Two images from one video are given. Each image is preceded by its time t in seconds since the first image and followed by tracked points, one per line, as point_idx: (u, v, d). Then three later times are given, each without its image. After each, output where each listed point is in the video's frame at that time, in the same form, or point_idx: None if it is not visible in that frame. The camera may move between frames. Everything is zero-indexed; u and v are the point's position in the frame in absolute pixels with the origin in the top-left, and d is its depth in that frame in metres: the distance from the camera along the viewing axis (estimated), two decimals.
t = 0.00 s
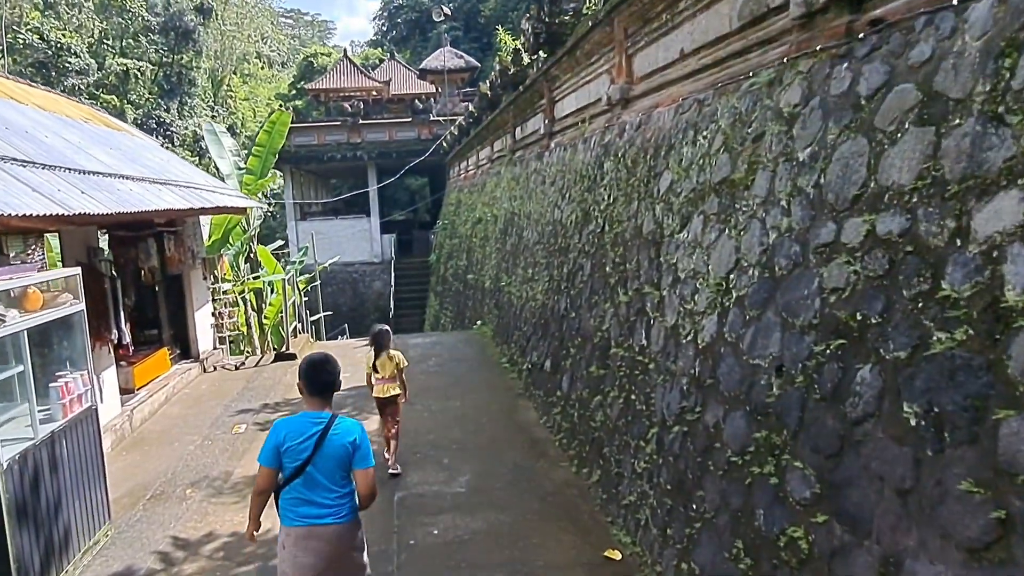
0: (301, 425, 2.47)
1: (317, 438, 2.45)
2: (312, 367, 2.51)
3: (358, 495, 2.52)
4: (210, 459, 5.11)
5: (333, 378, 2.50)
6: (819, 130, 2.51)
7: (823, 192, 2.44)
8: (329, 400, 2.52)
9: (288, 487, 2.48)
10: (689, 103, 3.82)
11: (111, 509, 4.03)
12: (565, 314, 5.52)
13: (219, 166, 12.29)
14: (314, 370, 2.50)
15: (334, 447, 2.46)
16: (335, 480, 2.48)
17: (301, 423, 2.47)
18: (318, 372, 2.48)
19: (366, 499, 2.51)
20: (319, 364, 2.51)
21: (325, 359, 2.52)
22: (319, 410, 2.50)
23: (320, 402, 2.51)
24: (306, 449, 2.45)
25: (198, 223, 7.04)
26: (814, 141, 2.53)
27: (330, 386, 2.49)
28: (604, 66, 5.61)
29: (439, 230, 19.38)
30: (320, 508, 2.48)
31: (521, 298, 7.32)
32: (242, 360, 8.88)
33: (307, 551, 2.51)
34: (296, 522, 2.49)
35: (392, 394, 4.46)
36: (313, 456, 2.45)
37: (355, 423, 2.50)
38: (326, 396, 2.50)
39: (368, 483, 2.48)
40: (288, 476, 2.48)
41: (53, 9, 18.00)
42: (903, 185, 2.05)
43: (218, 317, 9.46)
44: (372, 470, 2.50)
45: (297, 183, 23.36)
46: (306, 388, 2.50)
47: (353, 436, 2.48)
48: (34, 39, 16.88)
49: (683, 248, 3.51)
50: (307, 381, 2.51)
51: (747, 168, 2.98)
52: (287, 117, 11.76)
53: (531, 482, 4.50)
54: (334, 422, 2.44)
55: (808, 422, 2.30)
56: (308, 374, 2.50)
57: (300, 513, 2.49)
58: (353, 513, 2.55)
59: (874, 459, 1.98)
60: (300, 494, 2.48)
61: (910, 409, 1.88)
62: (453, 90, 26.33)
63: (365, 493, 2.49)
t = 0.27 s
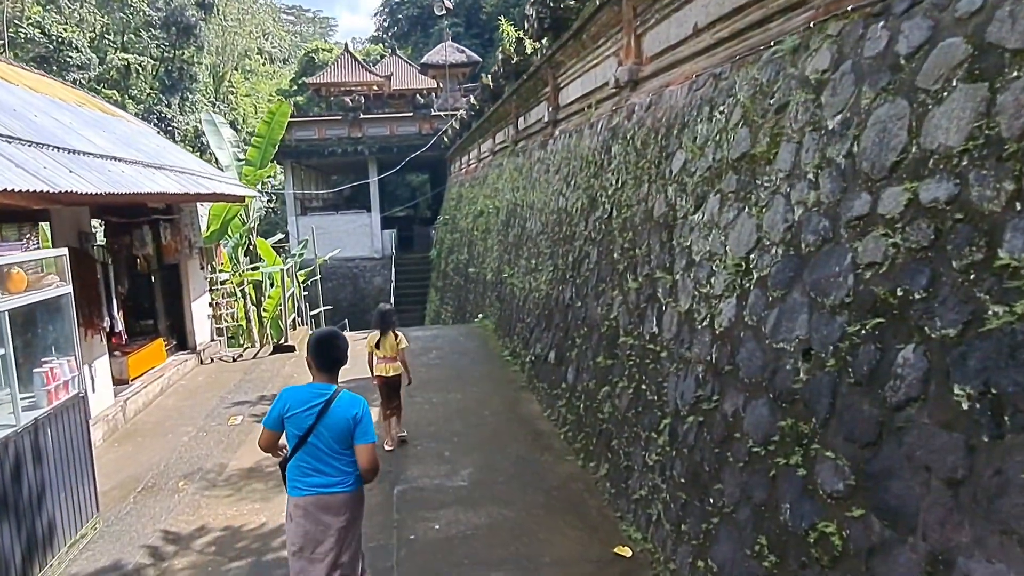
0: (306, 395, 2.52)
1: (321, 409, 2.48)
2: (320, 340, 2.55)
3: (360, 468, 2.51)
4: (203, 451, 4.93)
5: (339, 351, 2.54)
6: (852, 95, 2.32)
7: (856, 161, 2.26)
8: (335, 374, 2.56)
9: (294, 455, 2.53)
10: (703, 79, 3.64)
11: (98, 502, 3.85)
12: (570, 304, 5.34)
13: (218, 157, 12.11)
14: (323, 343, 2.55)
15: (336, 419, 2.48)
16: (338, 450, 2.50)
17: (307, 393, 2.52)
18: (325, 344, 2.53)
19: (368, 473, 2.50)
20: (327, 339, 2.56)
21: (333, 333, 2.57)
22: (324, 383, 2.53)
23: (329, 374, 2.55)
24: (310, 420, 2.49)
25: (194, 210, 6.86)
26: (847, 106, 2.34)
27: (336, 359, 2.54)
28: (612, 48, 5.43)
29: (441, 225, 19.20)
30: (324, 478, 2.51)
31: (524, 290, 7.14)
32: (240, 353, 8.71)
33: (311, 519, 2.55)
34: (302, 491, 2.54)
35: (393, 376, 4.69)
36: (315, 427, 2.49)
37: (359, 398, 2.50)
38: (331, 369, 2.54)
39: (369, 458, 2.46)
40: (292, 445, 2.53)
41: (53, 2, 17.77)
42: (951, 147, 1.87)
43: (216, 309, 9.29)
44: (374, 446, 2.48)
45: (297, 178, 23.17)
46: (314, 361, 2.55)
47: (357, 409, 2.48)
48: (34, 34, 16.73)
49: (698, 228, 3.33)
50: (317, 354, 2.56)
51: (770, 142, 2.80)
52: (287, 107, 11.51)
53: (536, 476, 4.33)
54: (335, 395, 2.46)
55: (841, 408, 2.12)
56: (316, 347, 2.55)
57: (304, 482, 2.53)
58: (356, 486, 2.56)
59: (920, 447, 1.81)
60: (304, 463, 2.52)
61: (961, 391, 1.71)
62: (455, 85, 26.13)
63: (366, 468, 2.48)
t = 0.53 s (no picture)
0: (321, 371, 2.62)
1: (336, 383, 2.59)
2: (331, 319, 2.66)
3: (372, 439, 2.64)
4: (205, 451, 4.81)
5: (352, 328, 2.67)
6: (892, 77, 2.19)
7: (897, 147, 2.12)
8: (346, 351, 2.68)
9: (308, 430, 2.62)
10: (723, 66, 3.50)
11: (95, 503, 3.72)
12: (581, 300, 5.21)
13: (221, 152, 11.97)
14: (334, 322, 2.66)
15: (351, 393, 2.59)
16: (352, 423, 2.61)
17: (320, 370, 2.61)
18: (338, 323, 2.65)
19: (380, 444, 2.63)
20: (338, 318, 2.67)
21: (343, 312, 2.69)
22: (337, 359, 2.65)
23: (338, 352, 2.66)
24: (326, 395, 2.59)
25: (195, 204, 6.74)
26: (886, 90, 2.21)
27: (348, 337, 2.66)
28: (624, 38, 5.29)
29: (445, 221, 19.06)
30: (337, 451, 2.61)
31: (532, 286, 7.02)
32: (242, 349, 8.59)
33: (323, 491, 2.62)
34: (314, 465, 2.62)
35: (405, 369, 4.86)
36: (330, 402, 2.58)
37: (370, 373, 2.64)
38: (343, 346, 2.67)
39: (384, 428, 2.60)
40: (307, 420, 2.61)
41: None
42: (1007, 130, 1.74)
43: (218, 305, 9.17)
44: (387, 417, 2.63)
45: (300, 174, 23.04)
46: (326, 339, 2.66)
47: (370, 383, 2.62)
48: (36, 29, 16.59)
49: (719, 221, 3.20)
50: (327, 332, 2.67)
51: (799, 129, 2.66)
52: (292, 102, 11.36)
53: (547, 477, 4.21)
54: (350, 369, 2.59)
55: (882, 410, 2.00)
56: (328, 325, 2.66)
57: (317, 456, 2.61)
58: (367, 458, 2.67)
59: (974, 453, 1.69)
60: (319, 437, 2.60)
61: (1023, 393, 1.58)
62: (459, 80, 25.97)
63: (380, 439, 2.61)
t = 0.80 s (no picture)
0: (315, 344, 2.60)
1: (330, 355, 2.58)
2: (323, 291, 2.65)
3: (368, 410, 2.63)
4: (199, 442, 4.68)
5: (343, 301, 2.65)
6: (923, 36, 2.07)
7: (930, 109, 2.00)
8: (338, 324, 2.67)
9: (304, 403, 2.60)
10: (734, 40, 3.37)
11: (86, 493, 3.59)
12: (583, 287, 5.09)
13: (216, 143, 11.79)
14: (326, 295, 2.65)
15: (345, 364, 2.58)
16: (348, 395, 2.60)
17: (314, 342, 2.61)
18: (330, 295, 2.63)
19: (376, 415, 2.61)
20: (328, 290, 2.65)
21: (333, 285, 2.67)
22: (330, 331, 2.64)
23: (332, 325, 2.66)
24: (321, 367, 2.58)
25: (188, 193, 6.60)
26: (917, 50, 2.08)
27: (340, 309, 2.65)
28: (627, 19, 5.15)
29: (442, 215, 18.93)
30: (333, 422, 2.60)
31: (532, 275, 6.89)
32: (238, 342, 8.45)
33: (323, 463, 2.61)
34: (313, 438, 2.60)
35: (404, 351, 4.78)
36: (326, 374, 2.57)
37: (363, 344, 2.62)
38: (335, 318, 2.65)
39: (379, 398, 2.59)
40: (304, 392, 2.60)
41: None
42: None
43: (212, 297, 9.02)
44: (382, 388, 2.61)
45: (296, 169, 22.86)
46: (319, 312, 2.65)
47: (363, 355, 2.60)
48: (30, 25, 16.39)
49: (732, 199, 3.07)
50: (320, 305, 2.66)
51: (819, 98, 2.54)
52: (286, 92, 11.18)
53: (551, 467, 4.08)
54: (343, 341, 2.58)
55: (918, 386, 1.88)
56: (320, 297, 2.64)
57: (315, 428, 2.60)
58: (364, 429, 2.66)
59: None
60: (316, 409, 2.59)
61: None
62: (455, 75, 25.80)
63: (376, 409, 2.59)
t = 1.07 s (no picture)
0: (324, 328, 2.72)
1: (336, 340, 2.68)
2: (336, 279, 2.75)
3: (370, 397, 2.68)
4: (203, 445, 4.56)
5: (354, 289, 2.74)
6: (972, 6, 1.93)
7: (981, 85, 1.86)
8: (348, 311, 2.76)
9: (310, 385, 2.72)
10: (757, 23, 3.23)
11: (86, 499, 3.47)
12: (598, 285, 4.95)
13: (222, 143, 11.69)
14: (338, 282, 2.74)
15: (350, 349, 2.68)
16: (351, 379, 2.68)
17: (324, 327, 2.72)
18: (341, 283, 2.73)
19: (377, 401, 2.67)
20: (340, 278, 2.74)
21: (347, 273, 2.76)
22: (339, 317, 2.74)
23: (342, 311, 2.75)
24: (327, 351, 2.69)
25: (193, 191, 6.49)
26: (965, 22, 1.94)
27: (351, 297, 2.74)
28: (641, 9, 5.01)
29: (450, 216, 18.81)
30: (335, 405, 2.68)
31: (543, 274, 6.76)
32: (244, 343, 8.34)
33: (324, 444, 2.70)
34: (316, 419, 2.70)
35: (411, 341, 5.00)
36: (331, 357, 2.68)
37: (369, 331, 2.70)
38: (345, 306, 2.75)
39: (378, 385, 2.64)
40: (310, 375, 2.72)
41: None
42: None
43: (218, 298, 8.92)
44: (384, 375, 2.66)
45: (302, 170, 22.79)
46: (330, 298, 2.76)
47: (368, 341, 2.68)
48: (37, 29, 16.38)
49: (758, 188, 2.93)
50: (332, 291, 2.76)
51: (854, 79, 2.40)
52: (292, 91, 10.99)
53: (567, 469, 3.95)
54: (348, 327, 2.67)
55: (972, 383, 1.74)
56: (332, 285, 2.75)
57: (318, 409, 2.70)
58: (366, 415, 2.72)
59: None
60: (320, 392, 2.70)
61: None
62: (462, 75, 25.69)
63: (376, 396, 2.65)
